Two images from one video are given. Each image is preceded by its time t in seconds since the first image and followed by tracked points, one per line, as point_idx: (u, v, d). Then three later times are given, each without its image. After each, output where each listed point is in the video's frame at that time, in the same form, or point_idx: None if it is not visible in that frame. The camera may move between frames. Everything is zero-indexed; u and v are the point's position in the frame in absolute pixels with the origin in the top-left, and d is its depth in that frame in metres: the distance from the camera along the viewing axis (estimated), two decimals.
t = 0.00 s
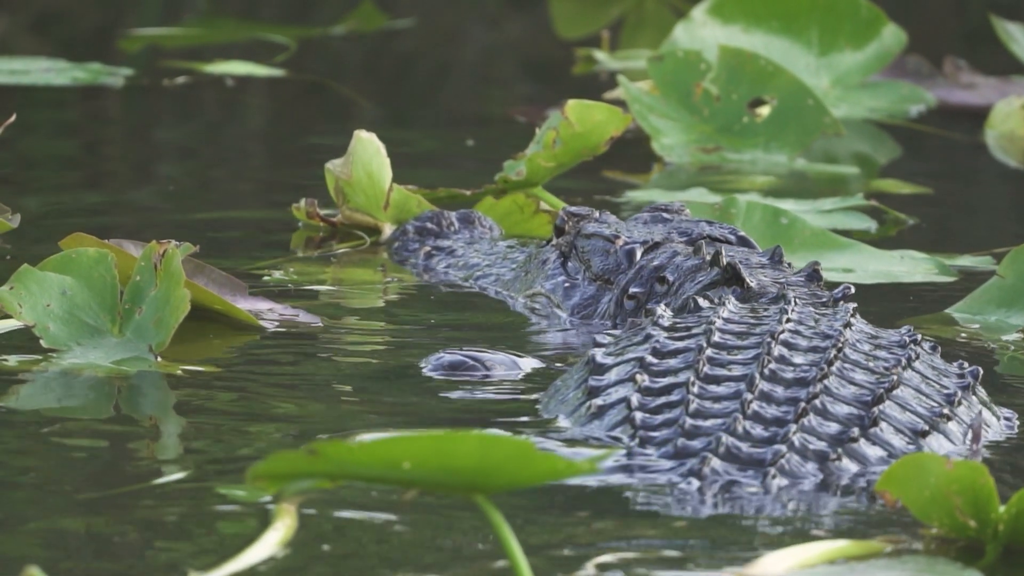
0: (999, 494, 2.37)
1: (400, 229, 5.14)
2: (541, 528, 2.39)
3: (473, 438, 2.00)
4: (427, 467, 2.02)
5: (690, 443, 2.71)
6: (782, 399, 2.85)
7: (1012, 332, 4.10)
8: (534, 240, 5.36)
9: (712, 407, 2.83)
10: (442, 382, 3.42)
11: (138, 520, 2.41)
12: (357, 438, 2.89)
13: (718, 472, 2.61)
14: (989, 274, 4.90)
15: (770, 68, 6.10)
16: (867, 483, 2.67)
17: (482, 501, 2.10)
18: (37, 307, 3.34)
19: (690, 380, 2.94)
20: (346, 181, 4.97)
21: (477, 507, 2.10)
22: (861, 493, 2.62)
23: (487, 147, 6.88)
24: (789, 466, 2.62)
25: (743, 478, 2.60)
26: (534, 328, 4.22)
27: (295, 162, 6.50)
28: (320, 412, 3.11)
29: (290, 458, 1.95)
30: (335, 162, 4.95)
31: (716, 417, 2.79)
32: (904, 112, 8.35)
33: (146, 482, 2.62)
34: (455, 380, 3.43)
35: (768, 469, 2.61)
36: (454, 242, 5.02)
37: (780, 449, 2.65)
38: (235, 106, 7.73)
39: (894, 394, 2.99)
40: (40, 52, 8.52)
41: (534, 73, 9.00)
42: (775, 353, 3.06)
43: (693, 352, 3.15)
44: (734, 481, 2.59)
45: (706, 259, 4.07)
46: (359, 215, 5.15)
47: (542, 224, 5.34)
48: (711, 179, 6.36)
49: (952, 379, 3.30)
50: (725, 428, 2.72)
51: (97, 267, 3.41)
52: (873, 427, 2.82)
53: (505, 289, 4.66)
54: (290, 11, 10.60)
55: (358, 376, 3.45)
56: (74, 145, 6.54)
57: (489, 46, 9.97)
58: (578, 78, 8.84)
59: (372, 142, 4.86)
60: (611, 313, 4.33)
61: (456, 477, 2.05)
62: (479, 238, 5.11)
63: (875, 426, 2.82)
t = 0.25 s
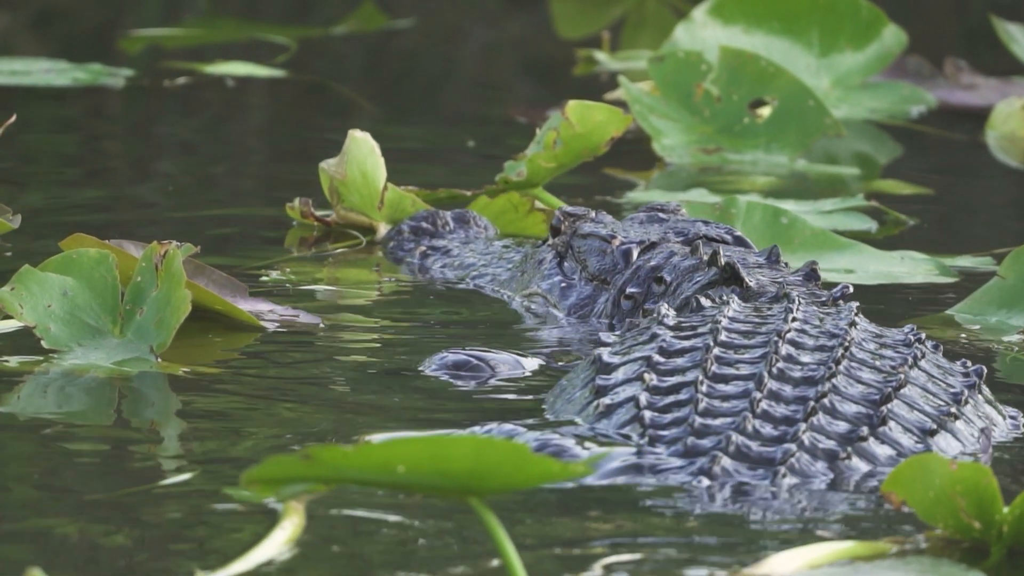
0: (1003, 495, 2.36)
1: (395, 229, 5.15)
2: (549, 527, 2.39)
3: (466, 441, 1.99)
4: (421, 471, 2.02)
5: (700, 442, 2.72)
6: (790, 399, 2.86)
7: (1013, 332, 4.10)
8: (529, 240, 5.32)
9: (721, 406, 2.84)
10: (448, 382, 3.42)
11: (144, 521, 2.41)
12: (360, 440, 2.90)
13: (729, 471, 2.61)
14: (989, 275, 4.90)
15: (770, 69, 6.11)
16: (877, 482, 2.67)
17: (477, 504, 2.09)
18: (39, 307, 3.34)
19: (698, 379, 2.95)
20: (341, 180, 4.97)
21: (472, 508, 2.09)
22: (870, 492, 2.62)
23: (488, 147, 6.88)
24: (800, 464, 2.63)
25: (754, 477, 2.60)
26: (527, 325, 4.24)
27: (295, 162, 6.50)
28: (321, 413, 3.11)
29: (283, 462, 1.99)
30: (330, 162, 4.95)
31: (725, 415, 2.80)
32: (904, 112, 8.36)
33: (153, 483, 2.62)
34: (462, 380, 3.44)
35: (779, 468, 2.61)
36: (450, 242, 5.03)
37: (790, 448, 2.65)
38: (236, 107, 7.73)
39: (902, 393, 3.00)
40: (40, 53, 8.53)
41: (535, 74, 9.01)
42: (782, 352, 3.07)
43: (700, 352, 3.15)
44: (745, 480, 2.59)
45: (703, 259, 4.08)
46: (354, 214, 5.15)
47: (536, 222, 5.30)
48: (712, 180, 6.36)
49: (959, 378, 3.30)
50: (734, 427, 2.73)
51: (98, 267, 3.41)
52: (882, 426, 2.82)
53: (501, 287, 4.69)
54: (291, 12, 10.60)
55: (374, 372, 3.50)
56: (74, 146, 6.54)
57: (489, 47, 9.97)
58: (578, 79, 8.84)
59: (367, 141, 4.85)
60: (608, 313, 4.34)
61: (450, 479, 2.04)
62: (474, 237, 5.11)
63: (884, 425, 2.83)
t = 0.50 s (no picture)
0: (1007, 497, 2.36)
1: (391, 229, 5.15)
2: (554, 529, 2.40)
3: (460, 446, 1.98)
4: (415, 475, 2.01)
5: (710, 440, 2.73)
6: (800, 397, 2.87)
7: (1014, 334, 4.10)
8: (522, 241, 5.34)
9: (731, 405, 2.86)
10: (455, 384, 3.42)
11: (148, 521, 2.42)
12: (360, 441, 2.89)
13: (740, 470, 2.62)
14: (990, 276, 4.90)
15: (772, 70, 6.11)
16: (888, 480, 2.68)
17: (472, 505, 2.09)
18: (39, 308, 3.34)
19: (707, 378, 2.96)
20: (336, 181, 4.98)
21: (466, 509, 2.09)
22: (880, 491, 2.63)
23: (489, 148, 6.88)
24: (811, 463, 2.63)
25: (765, 476, 2.61)
26: (520, 323, 4.28)
27: (296, 163, 6.49)
28: (320, 412, 3.12)
29: (279, 468, 1.98)
30: (324, 162, 4.95)
31: (735, 415, 2.81)
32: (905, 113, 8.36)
33: (160, 484, 2.62)
34: (469, 382, 3.45)
35: (789, 466, 2.61)
36: (446, 242, 5.03)
37: (800, 447, 2.65)
38: (237, 108, 7.73)
39: (910, 392, 3.01)
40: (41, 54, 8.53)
41: (536, 75, 9.01)
42: (790, 351, 3.08)
43: (708, 351, 3.16)
44: (756, 479, 2.60)
45: (700, 260, 4.10)
46: (348, 213, 5.17)
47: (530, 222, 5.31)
48: (713, 181, 6.36)
49: (965, 377, 3.31)
50: (744, 426, 2.74)
51: (99, 269, 3.41)
52: (891, 424, 2.83)
53: (498, 286, 4.72)
54: (292, 13, 10.60)
55: (371, 372, 3.49)
56: (75, 147, 6.54)
57: (491, 47, 9.98)
58: (579, 79, 8.84)
59: (361, 141, 4.87)
60: (605, 313, 4.36)
61: (444, 482, 2.04)
62: (470, 237, 5.13)
63: (894, 424, 2.84)
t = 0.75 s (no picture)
0: (1013, 499, 2.35)
1: (388, 229, 5.21)
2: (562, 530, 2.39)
3: (456, 452, 1.97)
4: (413, 480, 2.01)
5: (720, 439, 2.73)
6: (809, 397, 2.88)
7: (1017, 335, 4.10)
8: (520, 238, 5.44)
9: (740, 405, 2.86)
10: (462, 383, 3.44)
11: (155, 522, 2.42)
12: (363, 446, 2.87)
13: (751, 469, 2.63)
14: (992, 277, 4.90)
15: (774, 72, 6.11)
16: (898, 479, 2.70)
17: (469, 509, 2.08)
18: (42, 310, 3.35)
19: (716, 377, 2.96)
20: (330, 181, 5.00)
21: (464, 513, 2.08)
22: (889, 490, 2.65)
23: (491, 149, 6.88)
24: (821, 462, 2.65)
25: (777, 476, 2.61)
26: (515, 322, 4.30)
27: (298, 164, 6.49)
28: (319, 413, 3.12)
29: (276, 474, 1.96)
30: (319, 162, 4.98)
31: (744, 414, 2.82)
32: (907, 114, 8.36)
33: (169, 485, 2.62)
34: (479, 381, 3.47)
35: (800, 465, 2.62)
36: (442, 242, 5.09)
37: (811, 446, 2.67)
38: (238, 109, 7.73)
39: (918, 391, 3.03)
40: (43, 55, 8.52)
41: (538, 76, 9.01)
42: (798, 350, 3.09)
43: (715, 350, 3.17)
44: (767, 479, 2.61)
45: (698, 259, 4.11)
46: (344, 215, 5.22)
47: (524, 220, 5.38)
48: (716, 183, 6.36)
49: (970, 377, 3.33)
50: (755, 425, 2.75)
51: (102, 270, 3.40)
52: (901, 424, 2.85)
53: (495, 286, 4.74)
54: (294, 14, 10.60)
55: (381, 374, 3.50)
56: (77, 148, 6.54)
57: (493, 48, 9.98)
58: (581, 81, 8.84)
59: (355, 141, 4.85)
60: (603, 313, 4.39)
61: (445, 484, 2.03)
62: (467, 237, 5.19)
63: (903, 423, 2.86)
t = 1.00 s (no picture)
0: (1019, 501, 2.35)
1: (384, 229, 5.21)
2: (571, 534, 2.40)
3: (455, 454, 1.97)
4: (412, 483, 2.00)
5: (731, 439, 2.74)
6: (818, 396, 2.89)
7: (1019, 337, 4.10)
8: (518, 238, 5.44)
9: (750, 404, 2.87)
10: (466, 384, 3.47)
11: (160, 524, 2.42)
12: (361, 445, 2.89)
13: (762, 468, 2.64)
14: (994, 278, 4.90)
15: (777, 73, 6.12)
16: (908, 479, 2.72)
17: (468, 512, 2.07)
18: (44, 312, 3.34)
19: (725, 376, 2.97)
20: (326, 181, 5.01)
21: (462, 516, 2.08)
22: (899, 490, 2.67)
23: (493, 151, 6.88)
24: (831, 462, 2.66)
25: (788, 476, 2.62)
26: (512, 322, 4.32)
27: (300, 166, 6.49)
28: (320, 414, 3.14)
29: (276, 479, 1.94)
30: (314, 162, 4.99)
31: (754, 413, 2.83)
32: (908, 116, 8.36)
33: (177, 487, 2.62)
34: (488, 382, 3.51)
35: (811, 465, 2.64)
36: (439, 243, 5.09)
37: (821, 445, 2.68)
38: (240, 111, 7.73)
39: (926, 390, 3.04)
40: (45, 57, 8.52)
41: (540, 77, 9.01)
42: (807, 350, 3.10)
43: (723, 350, 3.18)
44: (779, 479, 2.62)
45: (697, 260, 4.11)
46: (339, 215, 5.20)
47: (520, 219, 5.37)
48: (718, 185, 6.36)
49: (977, 376, 3.35)
50: (766, 424, 2.76)
51: (104, 272, 3.41)
52: (910, 423, 2.87)
53: (492, 287, 4.74)
54: (296, 15, 10.60)
55: (385, 377, 3.50)
56: (79, 150, 6.54)
57: (495, 50, 9.98)
58: (583, 82, 8.84)
59: (351, 141, 4.87)
60: (602, 313, 4.39)
61: (444, 487, 2.02)
62: (463, 238, 5.18)
63: (912, 422, 2.88)
